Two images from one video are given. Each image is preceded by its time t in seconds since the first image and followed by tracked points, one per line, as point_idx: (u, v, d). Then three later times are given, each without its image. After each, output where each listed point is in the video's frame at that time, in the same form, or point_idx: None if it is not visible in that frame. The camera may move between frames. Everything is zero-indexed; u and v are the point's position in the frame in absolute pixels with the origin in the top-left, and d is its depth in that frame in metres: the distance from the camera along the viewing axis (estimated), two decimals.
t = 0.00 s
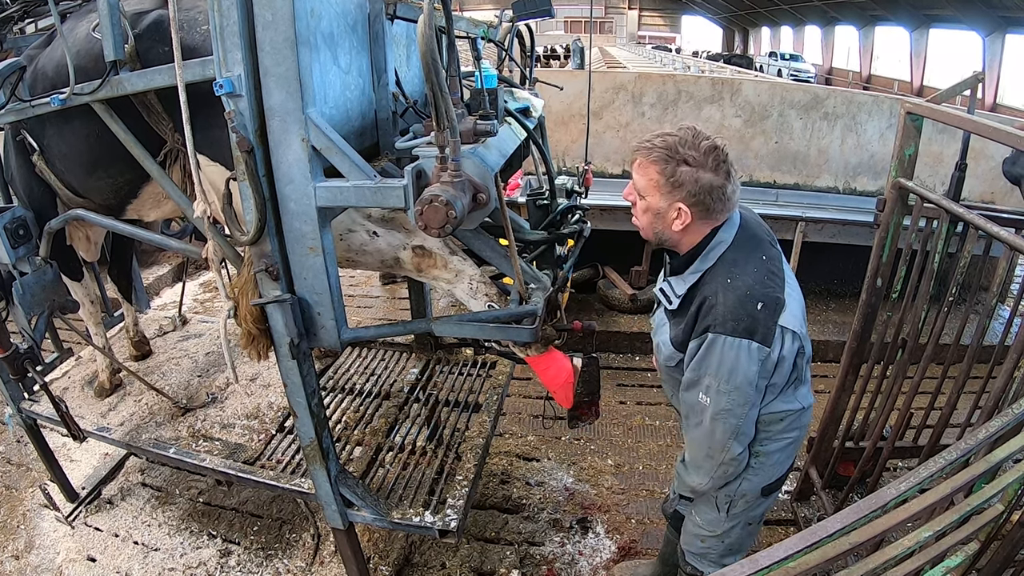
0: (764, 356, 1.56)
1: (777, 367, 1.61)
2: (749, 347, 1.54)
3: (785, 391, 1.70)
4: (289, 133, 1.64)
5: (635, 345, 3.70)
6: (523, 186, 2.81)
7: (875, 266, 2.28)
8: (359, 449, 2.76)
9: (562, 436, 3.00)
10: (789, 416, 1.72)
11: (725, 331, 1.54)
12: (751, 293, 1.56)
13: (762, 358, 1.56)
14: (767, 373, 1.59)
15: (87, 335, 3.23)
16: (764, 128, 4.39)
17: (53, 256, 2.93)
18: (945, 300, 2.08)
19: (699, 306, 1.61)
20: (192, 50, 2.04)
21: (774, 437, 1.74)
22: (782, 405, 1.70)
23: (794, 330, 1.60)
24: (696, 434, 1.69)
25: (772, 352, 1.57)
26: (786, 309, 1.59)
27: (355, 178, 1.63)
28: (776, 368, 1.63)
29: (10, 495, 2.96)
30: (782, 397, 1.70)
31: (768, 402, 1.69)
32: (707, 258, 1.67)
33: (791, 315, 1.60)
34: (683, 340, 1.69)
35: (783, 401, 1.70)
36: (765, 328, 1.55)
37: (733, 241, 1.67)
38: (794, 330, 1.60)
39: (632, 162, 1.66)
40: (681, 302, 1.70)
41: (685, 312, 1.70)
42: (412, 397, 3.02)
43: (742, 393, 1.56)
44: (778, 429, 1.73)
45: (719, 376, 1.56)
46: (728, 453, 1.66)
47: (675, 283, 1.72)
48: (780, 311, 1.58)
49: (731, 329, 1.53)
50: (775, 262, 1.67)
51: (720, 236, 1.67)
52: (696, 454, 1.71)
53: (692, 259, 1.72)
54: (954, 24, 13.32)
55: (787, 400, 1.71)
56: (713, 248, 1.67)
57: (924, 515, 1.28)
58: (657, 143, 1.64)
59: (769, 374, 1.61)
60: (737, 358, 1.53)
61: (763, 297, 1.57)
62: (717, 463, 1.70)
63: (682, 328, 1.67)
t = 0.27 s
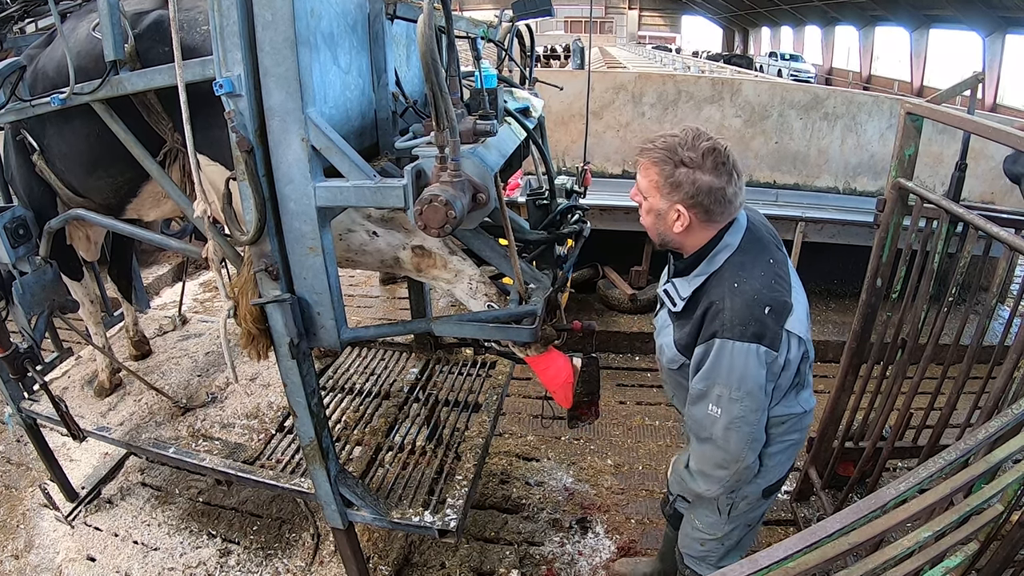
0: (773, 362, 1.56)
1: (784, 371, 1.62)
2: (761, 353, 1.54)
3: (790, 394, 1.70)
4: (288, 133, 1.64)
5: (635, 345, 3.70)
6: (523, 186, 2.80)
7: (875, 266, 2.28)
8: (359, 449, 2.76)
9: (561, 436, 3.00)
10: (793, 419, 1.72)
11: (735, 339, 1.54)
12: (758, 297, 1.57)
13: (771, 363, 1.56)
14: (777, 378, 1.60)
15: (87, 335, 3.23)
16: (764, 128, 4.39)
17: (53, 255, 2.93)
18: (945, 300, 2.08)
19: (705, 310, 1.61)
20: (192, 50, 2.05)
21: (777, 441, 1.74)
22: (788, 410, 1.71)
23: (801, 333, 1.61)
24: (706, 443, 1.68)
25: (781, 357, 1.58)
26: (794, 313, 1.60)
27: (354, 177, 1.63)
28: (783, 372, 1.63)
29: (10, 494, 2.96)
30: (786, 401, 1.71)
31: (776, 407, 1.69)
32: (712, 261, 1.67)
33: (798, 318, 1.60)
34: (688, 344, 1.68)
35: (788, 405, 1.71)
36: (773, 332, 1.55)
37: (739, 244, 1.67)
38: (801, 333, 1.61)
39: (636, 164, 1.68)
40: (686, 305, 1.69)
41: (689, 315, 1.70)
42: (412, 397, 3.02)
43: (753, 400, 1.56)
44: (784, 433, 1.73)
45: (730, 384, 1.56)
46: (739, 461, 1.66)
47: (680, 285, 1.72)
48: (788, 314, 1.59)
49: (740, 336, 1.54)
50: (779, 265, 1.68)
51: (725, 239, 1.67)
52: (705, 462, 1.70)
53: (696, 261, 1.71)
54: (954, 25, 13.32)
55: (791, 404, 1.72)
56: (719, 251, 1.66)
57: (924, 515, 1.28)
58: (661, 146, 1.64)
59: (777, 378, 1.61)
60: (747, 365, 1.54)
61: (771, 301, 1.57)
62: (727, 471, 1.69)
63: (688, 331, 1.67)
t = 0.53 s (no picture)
0: (785, 348, 1.58)
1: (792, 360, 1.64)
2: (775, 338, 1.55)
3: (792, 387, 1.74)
4: (289, 133, 1.64)
5: (635, 346, 3.70)
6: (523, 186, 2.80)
7: (875, 266, 2.28)
8: (359, 450, 2.76)
9: (562, 436, 3.00)
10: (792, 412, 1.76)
11: (752, 321, 1.54)
12: (773, 282, 1.58)
13: (783, 349, 1.58)
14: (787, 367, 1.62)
15: (88, 335, 3.23)
16: (764, 129, 4.39)
17: (54, 255, 2.93)
18: (946, 301, 2.08)
19: (719, 294, 1.62)
20: (193, 50, 2.05)
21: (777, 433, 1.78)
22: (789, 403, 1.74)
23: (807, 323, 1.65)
24: (716, 433, 1.67)
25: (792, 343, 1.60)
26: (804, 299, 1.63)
27: (355, 178, 1.63)
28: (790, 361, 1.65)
29: (10, 494, 2.96)
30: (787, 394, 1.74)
31: (780, 398, 1.71)
32: (725, 246, 1.68)
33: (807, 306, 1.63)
34: (700, 329, 1.69)
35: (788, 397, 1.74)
36: (786, 318, 1.57)
37: (752, 233, 1.69)
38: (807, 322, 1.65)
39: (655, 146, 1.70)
40: (697, 289, 1.71)
41: (700, 299, 1.71)
42: (412, 398, 3.02)
43: (768, 387, 1.56)
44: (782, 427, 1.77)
45: (746, 369, 1.56)
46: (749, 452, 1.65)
47: (692, 270, 1.73)
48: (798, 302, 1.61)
49: (757, 318, 1.54)
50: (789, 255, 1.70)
51: (738, 227, 1.69)
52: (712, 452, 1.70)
53: (709, 245, 1.72)
54: (954, 25, 13.32)
55: (790, 398, 1.75)
56: (733, 237, 1.68)
57: (925, 515, 1.28)
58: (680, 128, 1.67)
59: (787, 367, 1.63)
60: (764, 349, 1.54)
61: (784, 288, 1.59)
62: (734, 461, 1.68)
63: (699, 315, 1.68)
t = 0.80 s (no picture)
0: (771, 306, 1.66)
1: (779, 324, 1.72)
2: (761, 294, 1.64)
3: (780, 360, 1.81)
4: (290, 134, 1.65)
5: (636, 346, 3.70)
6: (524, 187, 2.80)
7: (876, 267, 2.27)
8: (360, 450, 2.76)
9: (563, 437, 3.00)
10: (780, 387, 1.83)
11: (741, 274, 1.64)
12: (768, 245, 1.67)
13: (770, 309, 1.66)
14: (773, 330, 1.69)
15: (88, 335, 3.23)
16: (765, 129, 4.39)
17: (54, 256, 2.93)
18: (946, 302, 2.08)
19: (716, 250, 1.72)
20: (193, 51, 2.05)
21: (763, 406, 1.85)
22: (776, 374, 1.80)
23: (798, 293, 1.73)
24: (696, 377, 1.76)
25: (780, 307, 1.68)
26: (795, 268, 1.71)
27: (355, 178, 1.63)
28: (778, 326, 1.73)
29: (11, 494, 2.96)
30: (775, 366, 1.81)
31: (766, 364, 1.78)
32: (727, 211, 1.78)
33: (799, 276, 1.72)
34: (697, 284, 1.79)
35: (776, 369, 1.81)
36: (775, 279, 1.66)
37: (756, 205, 1.79)
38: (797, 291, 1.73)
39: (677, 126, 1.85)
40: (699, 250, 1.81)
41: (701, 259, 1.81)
42: (413, 398, 3.02)
43: (750, 337, 1.65)
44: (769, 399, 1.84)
45: (729, 318, 1.65)
46: (725, 401, 1.73)
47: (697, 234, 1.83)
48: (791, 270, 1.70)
49: (747, 272, 1.64)
50: (789, 230, 1.80)
51: (742, 198, 1.79)
52: (689, 397, 1.79)
53: (716, 214, 1.81)
54: (955, 26, 13.31)
55: (779, 372, 1.82)
56: (737, 207, 1.78)
57: (925, 516, 1.28)
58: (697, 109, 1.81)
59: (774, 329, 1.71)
60: (750, 302, 1.63)
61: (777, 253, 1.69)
62: (709, 407, 1.77)
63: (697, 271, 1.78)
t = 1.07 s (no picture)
0: (746, 271, 1.75)
1: (755, 292, 1.79)
2: (736, 256, 1.74)
3: (758, 330, 1.86)
4: (291, 134, 1.65)
5: (636, 346, 3.70)
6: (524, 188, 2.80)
7: (876, 267, 2.27)
8: (360, 450, 2.76)
9: (563, 437, 3.00)
10: (755, 358, 1.87)
11: (723, 237, 1.75)
12: (755, 218, 1.77)
13: (746, 274, 1.76)
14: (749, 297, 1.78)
15: (89, 335, 3.23)
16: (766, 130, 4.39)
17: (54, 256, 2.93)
18: (947, 303, 2.08)
19: (709, 218, 1.85)
20: (194, 51, 2.05)
21: (737, 374, 1.90)
22: (752, 343, 1.86)
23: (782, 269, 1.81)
24: (671, 322, 1.87)
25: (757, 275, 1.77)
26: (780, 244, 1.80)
27: (356, 178, 1.63)
28: (756, 294, 1.80)
29: (11, 494, 2.96)
30: (753, 337, 1.86)
31: (741, 329, 1.85)
32: (730, 187, 1.91)
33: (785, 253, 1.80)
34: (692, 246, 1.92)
35: (752, 339, 1.86)
36: (757, 249, 1.76)
37: (757, 185, 1.90)
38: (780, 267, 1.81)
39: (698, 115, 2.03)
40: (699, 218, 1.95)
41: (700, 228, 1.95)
42: (414, 398, 3.02)
43: (720, 295, 1.75)
44: (745, 371, 1.89)
45: (705, 272, 1.76)
46: (691, 347, 1.83)
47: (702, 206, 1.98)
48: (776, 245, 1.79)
49: (729, 236, 1.75)
50: (789, 212, 1.88)
51: (746, 178, 1.91)
52: (663, 339, 1.90)
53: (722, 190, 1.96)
54: (955, 26, 13.31)
55: (756, 343, 1.86)
56: (737, 186, 1.90)
57: (926, 516, 1.28)
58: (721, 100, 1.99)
59: (750, 294, 1.79)
60: (724, 261, 1.74)
61: (763, 226, 1.78)
62: (677, 350, 1.87)
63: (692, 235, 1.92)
